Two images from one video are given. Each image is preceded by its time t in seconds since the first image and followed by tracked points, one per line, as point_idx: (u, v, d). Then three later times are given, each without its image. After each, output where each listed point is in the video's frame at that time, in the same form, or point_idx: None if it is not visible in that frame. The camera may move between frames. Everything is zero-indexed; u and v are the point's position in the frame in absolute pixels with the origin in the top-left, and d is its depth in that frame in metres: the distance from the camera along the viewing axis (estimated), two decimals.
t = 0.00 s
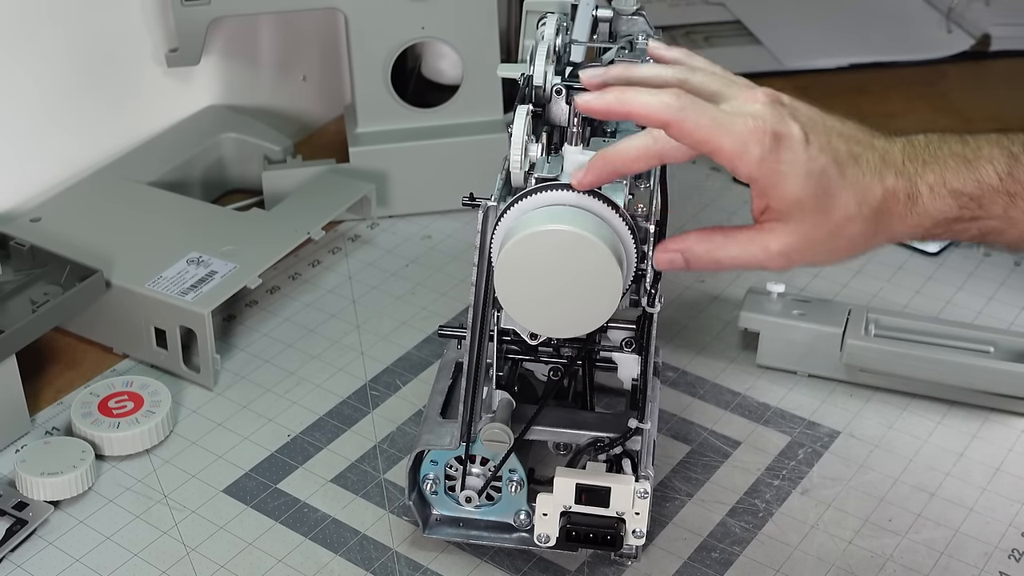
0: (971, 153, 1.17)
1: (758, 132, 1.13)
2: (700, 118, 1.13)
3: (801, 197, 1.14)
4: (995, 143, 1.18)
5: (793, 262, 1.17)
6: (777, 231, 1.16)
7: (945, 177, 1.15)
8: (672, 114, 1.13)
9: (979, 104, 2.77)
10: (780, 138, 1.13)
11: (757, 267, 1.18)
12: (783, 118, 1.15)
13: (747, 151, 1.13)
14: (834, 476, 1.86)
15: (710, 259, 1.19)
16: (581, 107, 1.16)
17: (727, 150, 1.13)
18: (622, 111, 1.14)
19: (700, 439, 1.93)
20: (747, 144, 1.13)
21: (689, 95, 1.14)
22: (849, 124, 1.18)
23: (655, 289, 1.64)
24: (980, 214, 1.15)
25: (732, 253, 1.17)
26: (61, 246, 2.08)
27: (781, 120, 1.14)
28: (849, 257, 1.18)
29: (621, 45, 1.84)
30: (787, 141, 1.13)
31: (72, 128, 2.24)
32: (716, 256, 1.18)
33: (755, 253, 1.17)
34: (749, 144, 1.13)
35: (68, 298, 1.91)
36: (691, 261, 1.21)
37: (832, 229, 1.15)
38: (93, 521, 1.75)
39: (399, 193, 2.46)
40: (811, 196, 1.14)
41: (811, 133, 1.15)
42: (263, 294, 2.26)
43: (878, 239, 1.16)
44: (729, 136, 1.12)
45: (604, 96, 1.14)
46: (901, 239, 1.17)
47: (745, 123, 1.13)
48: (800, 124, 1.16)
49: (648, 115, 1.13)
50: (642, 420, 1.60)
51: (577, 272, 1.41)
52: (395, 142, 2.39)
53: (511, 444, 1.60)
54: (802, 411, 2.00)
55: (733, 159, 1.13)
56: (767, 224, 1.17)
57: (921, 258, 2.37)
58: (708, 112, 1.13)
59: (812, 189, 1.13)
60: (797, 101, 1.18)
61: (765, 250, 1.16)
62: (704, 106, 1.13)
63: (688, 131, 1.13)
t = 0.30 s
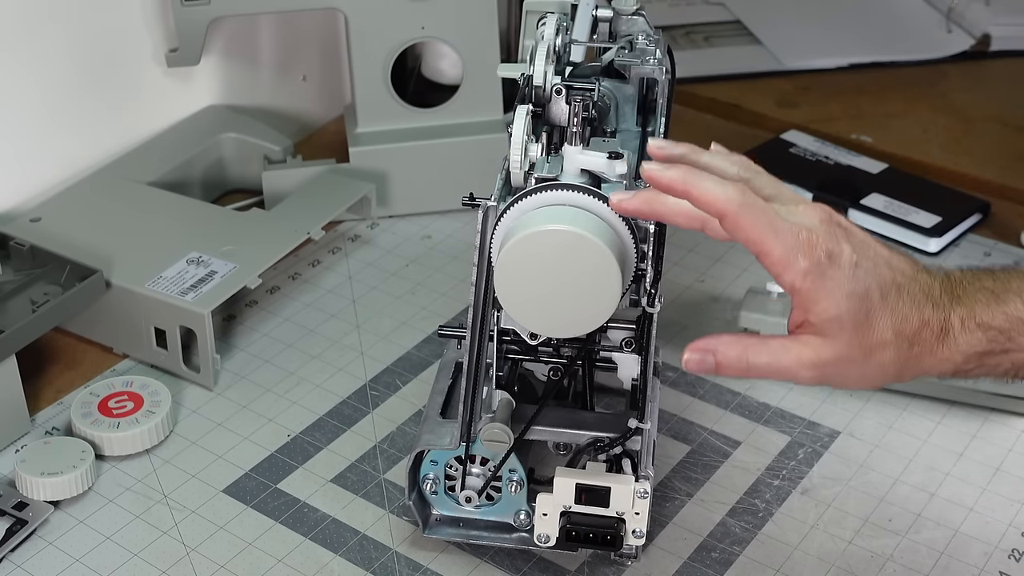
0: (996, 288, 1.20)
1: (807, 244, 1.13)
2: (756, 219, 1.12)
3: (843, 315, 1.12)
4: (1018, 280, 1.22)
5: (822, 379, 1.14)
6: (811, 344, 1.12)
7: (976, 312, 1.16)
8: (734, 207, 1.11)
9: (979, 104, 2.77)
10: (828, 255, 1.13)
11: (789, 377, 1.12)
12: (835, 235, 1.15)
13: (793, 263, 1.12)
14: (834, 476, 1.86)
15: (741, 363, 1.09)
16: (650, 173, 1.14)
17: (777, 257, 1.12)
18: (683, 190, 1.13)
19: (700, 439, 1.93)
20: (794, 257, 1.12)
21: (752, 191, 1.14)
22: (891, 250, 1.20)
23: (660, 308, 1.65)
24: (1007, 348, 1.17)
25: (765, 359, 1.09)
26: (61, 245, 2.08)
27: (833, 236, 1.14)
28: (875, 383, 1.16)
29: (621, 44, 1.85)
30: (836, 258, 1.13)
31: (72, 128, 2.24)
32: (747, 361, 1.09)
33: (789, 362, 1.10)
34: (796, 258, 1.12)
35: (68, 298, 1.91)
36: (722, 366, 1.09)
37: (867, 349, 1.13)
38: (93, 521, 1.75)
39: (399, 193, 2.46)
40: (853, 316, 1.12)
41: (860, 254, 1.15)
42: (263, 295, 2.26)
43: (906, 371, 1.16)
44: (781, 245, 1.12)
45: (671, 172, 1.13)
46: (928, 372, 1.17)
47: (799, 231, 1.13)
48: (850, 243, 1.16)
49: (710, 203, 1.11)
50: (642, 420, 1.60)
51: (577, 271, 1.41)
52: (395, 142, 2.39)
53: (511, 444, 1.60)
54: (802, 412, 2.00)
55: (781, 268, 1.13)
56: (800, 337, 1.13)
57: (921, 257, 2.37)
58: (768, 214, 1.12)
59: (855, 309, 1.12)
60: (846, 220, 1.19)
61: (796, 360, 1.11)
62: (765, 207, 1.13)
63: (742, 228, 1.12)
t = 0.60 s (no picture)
0: (996, 377, 1.22)
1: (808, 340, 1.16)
2: (763, 315, 1.15)
3: (844, 407, 1.14)
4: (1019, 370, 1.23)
5: (825, 471, 1.15)
6: (817, 436, 1.13)
7: (978, 403, 1.18)
8: (739, 299, 1.14)
9: (979, 104, 2.77)
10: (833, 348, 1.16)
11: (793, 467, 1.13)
12: (836, 326, 1.18)
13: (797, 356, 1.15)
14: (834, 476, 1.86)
15: (744, 452, 1.10)
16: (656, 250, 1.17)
17: (779, 347, 1.15)
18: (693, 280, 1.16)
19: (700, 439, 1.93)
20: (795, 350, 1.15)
21: (757, 283, 1.17)
22: (894, 341, 1.22)
23: (660, 315, 1.65)
24: (1012, 437, 1.17)
25: (768, 449, 1.10)
26: (61, 245, 2.08)
27: (836, 327, 1.17)
28: (882, 476, 1.17)
29: (621, 44, 1.85)
30: (838, 350, 1.16)
31: (72, 128, 2.24)
32: (751, 450, 1.10)
33: (792, 454, 1.12)
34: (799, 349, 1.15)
35: (68, 298, 1.91)
36: (726, 455, 1.10)
37: (870, 441, 1.15)
38: (93, 521, 1.75)
39: (399, 193, 2.46)
40: (854, 407, 1.15)
41: (863, 346, 1.18)
42: (263, 295, 2.26)
43: (913, 464, 1.17)
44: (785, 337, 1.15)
45: (681, 257, 1.16)
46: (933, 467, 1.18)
47: (801, 323, 1.16)
48: (853, 334, 1.19)
49: (716, 293, 1.15)
50: (642, 420, 1.60)
51: (577, 270, 1.41)
52: (395, 142, 2.39)
53: (511, 444, 1.60)
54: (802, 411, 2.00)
55: (784, 358, 1.15)
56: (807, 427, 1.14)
57: (921, 258, 2.37)
58: (771, 307, 1.15)
59: (855, 401, 1.15)
60: (847, 310, 1.22)
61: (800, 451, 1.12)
62: (768, 300, 1.16)
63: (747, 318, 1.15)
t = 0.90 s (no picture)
0: (989, 422, 1.27)
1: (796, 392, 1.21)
2: (751, 368, 1.20)
3: (836, 458, 1.20)
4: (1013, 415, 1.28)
5: (820, 520, 1.21)
6: (810, 488, 1.19)
7: (971, 450, 1.24)
8: (727, 352, 1.20)
9: (979, 104, 2.77)
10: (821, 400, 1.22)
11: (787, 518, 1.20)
12: (824, 378, 1.24)
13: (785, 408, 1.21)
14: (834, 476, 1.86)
15: (739, 504, 1.17)
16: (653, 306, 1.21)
17: (768, 400, 1.20)
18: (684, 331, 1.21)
19: (700, 439, 1.93)
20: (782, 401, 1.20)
21: (743, 337, 1.22)
22: (887, 393, 1.28)
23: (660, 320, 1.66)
24: (1009, 484, 1.22)
25: (761, 502, 1.17)
26: (61, 245, 2.08)
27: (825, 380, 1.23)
28: (878, 525, 1.23)
29: (621, 45, 1.85)
30: (827, 402, 1.22)
31: (72, 128, 2.24)
32: (745, 502, 1.17)
33: (784, 506, 1.18)
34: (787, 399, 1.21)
35: (68, 298, 1.91)
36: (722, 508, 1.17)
37: (862, 491, 1.20)
38: (93, 521, 1.75)
39: (399, 193, 2.46)
40: (845, 458, 1.20)
41: (851, 397, 1.24)
42: (263, 295, 2.26)
43: (910, 513, 1.23)
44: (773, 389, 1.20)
45: (672, 309, 1.22)
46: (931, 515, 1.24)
47: (789, 375, 1.22)
48: (843, 386, 1.24)
49: (705, 346, 1.20)
50: (642, 420, 1.60)
51: (577, 269, 1.41)
52: (395, 142, 2.39)
53: (511, 444, 1.60)
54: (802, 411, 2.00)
55: (773, 410, 1.20)
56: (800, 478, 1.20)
57: (921, 258, 2.37)
58: (757, 360, 1.21)
59: (846, 452, 1.21)
60: (837, 362, 1.27)
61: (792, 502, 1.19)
62: (755, 353, 1.21)
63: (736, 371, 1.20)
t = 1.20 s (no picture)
0: (976, 447, 1.31)
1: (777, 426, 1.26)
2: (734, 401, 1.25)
3: (822, 489, 1.25)
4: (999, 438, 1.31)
5: (811, 550, 1.26)
6: (797, 519, 1.25)
7: (957, 476, 1.28)
8: (709, 386, 1.25)
9: (979, 104, 2.77)
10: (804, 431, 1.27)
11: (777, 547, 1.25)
12: (807, 408, 1.29)
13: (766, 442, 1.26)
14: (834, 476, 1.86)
15: (729, 538, 1.22)
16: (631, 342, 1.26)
17: (752, 433, 1.25)
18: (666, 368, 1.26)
19: (700, 439, 1.93)
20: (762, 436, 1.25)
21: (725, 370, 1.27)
22: (873, 421, 1.32)
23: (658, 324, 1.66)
24: (996, 510, 1.26)
25: (749, 536, 1.22)
26: (61, 245, 2.08)
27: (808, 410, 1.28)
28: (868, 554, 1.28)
29: (621, 44, 1.85)
30: (810, 432, 1.27)
31: (72, 128, 2.24)
32: (734, 535, 1.22)
33: (771, 538, 1.23)
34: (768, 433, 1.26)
35: (68, 298, 1.91)
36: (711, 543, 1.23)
37: (850, 520, 1.25)
38: (93, 521, 1.75)
39: (399, 192, 2.46)
40: (830, 488, 1.25)
41: (835, 427, 1.28)
42: (263, 295, 2.26)
43: (898, 540, 1.27)
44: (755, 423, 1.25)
45: (656, 346, 1.26)
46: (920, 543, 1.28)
47: (772, 408, 1.27)
48: (829, 417, 1.29)
49: (686, 380, 1.25)
50: (642, 420, 1.60)
51: (577, 269, 1.41)
52: (395, 142, 2.39)
53: (511, 444, 1.60)
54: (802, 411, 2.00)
55: (757, 443, 1.25)
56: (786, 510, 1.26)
57: (921, 258, 2.37)
58: (740, 394, 1.25)
59: (831, 482, 1.25)
60: (822, 393, 1.32)
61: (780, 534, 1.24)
62: (738, 387, 1.26)
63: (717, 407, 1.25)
